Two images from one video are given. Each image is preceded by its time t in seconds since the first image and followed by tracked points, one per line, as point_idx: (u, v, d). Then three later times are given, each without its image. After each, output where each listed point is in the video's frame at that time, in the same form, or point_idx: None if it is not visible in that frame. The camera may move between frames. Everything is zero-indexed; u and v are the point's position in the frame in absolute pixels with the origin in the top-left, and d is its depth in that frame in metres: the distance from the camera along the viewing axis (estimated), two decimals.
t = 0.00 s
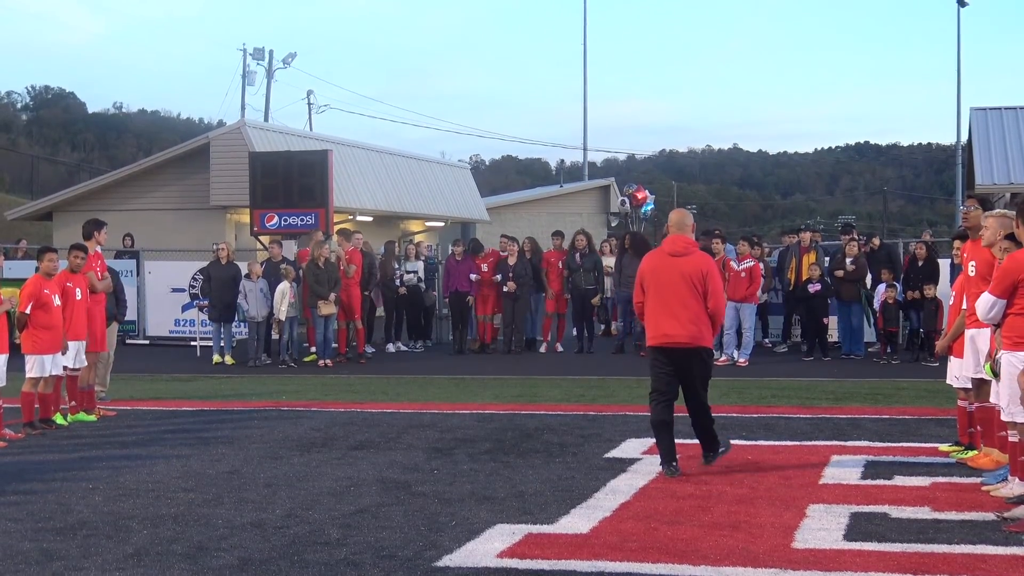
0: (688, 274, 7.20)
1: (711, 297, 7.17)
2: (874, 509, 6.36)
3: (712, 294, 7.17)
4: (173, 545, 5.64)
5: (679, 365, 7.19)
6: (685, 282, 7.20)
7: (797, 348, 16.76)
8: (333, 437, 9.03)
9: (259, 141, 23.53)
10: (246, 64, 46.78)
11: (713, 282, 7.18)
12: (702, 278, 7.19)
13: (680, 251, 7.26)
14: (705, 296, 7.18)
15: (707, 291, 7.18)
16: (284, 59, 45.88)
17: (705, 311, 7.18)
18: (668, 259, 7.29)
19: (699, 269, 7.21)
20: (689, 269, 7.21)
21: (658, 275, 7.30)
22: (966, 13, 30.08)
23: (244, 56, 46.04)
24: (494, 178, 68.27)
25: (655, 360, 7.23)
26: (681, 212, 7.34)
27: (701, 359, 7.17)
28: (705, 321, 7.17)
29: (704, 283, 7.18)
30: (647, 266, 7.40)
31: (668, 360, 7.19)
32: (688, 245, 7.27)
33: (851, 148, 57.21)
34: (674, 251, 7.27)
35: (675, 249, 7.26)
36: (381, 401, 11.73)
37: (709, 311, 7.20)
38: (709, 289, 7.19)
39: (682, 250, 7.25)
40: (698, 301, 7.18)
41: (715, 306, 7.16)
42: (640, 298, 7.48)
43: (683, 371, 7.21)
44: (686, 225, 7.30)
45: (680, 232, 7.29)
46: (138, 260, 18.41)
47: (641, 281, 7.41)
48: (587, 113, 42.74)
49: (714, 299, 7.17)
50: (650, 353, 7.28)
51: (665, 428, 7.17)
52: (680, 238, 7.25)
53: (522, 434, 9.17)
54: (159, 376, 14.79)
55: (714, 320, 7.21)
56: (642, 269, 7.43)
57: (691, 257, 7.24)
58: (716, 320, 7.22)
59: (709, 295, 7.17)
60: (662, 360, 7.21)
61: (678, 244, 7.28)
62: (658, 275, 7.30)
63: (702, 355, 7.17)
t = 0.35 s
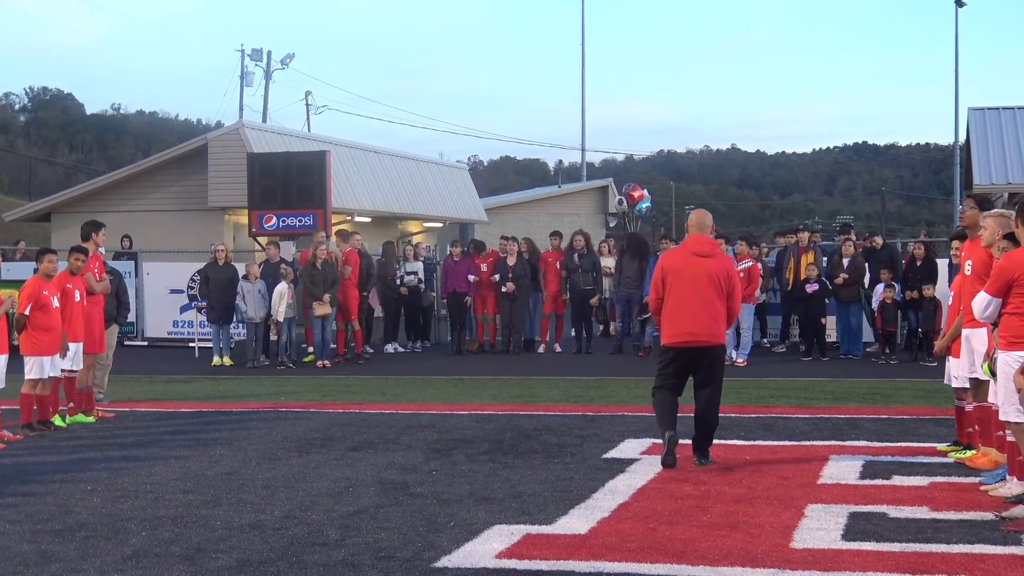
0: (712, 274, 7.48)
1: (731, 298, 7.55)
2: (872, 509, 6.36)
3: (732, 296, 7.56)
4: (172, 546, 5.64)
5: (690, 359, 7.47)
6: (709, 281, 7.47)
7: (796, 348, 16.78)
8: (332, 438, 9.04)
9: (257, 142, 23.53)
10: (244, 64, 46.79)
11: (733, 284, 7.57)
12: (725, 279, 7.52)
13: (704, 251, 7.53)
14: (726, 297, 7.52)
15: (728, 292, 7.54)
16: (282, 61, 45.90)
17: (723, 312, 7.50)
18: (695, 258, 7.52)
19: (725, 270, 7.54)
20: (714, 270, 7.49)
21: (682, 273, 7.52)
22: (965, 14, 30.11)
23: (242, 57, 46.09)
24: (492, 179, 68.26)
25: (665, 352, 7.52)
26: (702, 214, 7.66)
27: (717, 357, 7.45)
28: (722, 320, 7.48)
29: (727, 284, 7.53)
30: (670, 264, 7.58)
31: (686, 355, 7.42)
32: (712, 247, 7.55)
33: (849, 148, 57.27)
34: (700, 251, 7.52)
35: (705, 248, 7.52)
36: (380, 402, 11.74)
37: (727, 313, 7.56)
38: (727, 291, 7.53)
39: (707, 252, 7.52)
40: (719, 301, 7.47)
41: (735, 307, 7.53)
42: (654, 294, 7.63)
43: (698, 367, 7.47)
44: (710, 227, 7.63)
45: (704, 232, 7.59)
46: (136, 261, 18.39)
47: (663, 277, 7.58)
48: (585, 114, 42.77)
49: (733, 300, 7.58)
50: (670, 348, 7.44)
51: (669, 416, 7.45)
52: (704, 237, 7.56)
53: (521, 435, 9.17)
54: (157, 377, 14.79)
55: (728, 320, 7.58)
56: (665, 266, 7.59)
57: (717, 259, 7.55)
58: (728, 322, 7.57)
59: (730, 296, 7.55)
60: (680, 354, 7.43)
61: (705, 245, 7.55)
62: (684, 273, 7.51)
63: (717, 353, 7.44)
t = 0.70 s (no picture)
0: (721, 272, 7.57)
1: (741, 294, 7.63)
2: (871, 508, 6.35)
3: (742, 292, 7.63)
4: (171, 546, 5.63)
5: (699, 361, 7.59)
6: (720, 278, 7.56)
7: (795, 346, 16.78)
8: (332, 438, 9.05)
9: (256, 142, 23.51)
10: (243, 65, 46.79)
11: (743, 280, 7.64)
12: (734, 277, 7.59)
13: (712, 249, 7.61)
14: (737, 294, 7.60)
15: (738, 289, 7.61)
16: (281, 61, 45.92)
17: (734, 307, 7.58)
18: (705, 256, 7.60)
19: (734, 267, 7.61)
20: (723, 268, 7.58)
21: (692, 272, 7.62)
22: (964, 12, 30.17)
23: (241, 57, 46.13)
24: (491, 178, 68.25)
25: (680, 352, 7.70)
26: (709, 213, 7.70)
27: (727, 354, 7.51)
28: (734, 317, 7.57)
29: (736, 281, 7.60)
30: (680, 264, 7.67)
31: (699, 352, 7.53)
32: (721, 245, 7.63)
33: (848, 147, 57.30)
34: (709, 250, 7.60)
35: (714, 247, 7.60)
36: (380, 402, 11.73)
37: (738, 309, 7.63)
38: (737, 288, 7.62)
39: (716, 250, 7.60)
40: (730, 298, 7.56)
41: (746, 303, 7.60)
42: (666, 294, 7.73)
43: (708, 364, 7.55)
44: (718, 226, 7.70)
45: (711, 232, 7.66)
46: (136, 261, 18.38)
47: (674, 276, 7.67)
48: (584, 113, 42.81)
49: (744, 296, 7.65)
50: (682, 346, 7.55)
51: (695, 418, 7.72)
52: (711, 237, 7.63)
53: (521, 434, 9.17)
54: (156, 378, 14.78)
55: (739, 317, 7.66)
56: (676, 266, 7.69)
57: (726, 256, 7.62)
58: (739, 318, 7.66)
59: (740, 293, 7.62)
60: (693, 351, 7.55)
61: (714, 243, 7.63)
62: (695, 272, 7.60)
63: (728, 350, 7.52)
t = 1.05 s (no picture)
0: (726, 269, 7.61)
1: (751, 286, 7.53)
2: (872, 505, 6.35)
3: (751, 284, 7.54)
4: (172, 544, 5.62)
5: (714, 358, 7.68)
6: (726, 275, 7.60)
7: (796, 343, 16.76)
8: (332, 435, 9.04)
9: (257, 139, 23.50)
10: (243, 62, 46.78)
11: (751, 272, 7.55)
12: (739, 271, 7.57)
13: (717, 247, 7.67)
14: (744, 287, 7.56)
15: (746, 282, 7.56)
16: (281, 58, 45.91)
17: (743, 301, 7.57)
18: (708, 255, 7.68)
19: (738, 261, 7.59)
20: (727, 264, 7.61)
21: (699, 273, 7.71)
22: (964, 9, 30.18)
23: (241, 55, 46.14)
24: (492, 175, 68.23)
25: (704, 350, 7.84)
26: (716, 211, 7.77)
27: (737, 349, 7.53)
28: (744, 312, 7.55)
29: (742, 275, 7.57)
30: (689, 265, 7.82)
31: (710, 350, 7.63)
32: (725, 242, 7.67)
33: (848, 143, 57.30)
34: (714, 249, 7.68)
35: (715, 245, 7.66)
36: (381, 399, 11.72)
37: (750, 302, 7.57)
38: (745, 280, 7.57)
39: (720, 248, 7.66)
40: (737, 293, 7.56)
41: (755, 295, 7.51)
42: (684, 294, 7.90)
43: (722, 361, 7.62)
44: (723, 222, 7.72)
45: (716, 230, 7.70)
46: (136, 259, 18.38)
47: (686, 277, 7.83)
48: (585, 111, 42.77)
49: (755, 288, 7.53)
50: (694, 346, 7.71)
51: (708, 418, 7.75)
52: (716, 235, 7.70)
53: (521, 431, 9.16)
54: (156, 375, 14.77)
55: (754, 309, 7.59)
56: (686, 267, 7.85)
57: (731, 252, 7.64)
58: (756, 309, 7.60)
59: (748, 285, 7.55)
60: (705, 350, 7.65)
61: (717, 241, 7.68)
62: (701, 272, 7.70)
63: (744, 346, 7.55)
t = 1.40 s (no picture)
0: (735, 262, 7.77)
1: (757, 280, 7.66)
2: (873, 501, 6.35)
3: (758, 278, 7.65)
4: (173, 540, 5.63)
5: (731, 349, 7.80)
6: (734, 269, 7.76)
7: (796, 339, 16.76)
8: (333, 431, 9.03)
9: (257, 136, 23.49)
10: (243, 59, 46.77)
11: (758, 265, 7.67)
12: (746, 264, 7.71)
13: (727, 241, 7.84)
14: (752, 280, 7.69)
15: (752, 276, 7.69)
16: (282, 54, 45.88)
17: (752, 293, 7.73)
18: (718, 249, 7.85)
19: (745, 255, 7.72)
20: (735, 258, 7.75)
21: (710, 265, 7.89)
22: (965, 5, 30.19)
23: (242, 51, 46.17)
24: (492, 171, 68.16)
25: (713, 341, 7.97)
26: (730, 205, 7.96)
27: (749, 340, 7.73)
28: (753, 304, 7.71)
29: (750, 269, 7.70)
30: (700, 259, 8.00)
31: (723, 341, 7.81)
32: (735, 236, 7.82)
33: (849, 139, 57.28)
34: (723, 242, 7.84)
35: (725, 240, 7.83)
36: (381, 395, 11.74)
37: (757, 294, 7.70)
38: (752, 273, 7.70)
39: (730, 241, 7.82)
40: (745, 286, 7.72)
41: (761, 288, 7.64)
42: (698, 285, 8.09)
43: (735, 352, 7.80)
44: (732, 217, 7.86)
45: (728, 224, 7.86)
46: (136, 255, 18.38)
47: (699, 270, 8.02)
48: (585, 107, 42.74)
49: (762, 281, 7.65)
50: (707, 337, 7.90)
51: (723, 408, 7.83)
52: (728, 229, 7.86)
53: (522, 427, 9.16)
54: (156, 372, 14.78)
55: (763, 301, 7.72)
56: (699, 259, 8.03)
57: (739, 246, 7.78)
58: (765, 301, 7.72)
59: (755, 278, 7.68)
60: (718, 341, 7.83)
61: (726, 236, 7.84)
62: (711, 265, 7.87)
63: (756, 337, 7.72)
